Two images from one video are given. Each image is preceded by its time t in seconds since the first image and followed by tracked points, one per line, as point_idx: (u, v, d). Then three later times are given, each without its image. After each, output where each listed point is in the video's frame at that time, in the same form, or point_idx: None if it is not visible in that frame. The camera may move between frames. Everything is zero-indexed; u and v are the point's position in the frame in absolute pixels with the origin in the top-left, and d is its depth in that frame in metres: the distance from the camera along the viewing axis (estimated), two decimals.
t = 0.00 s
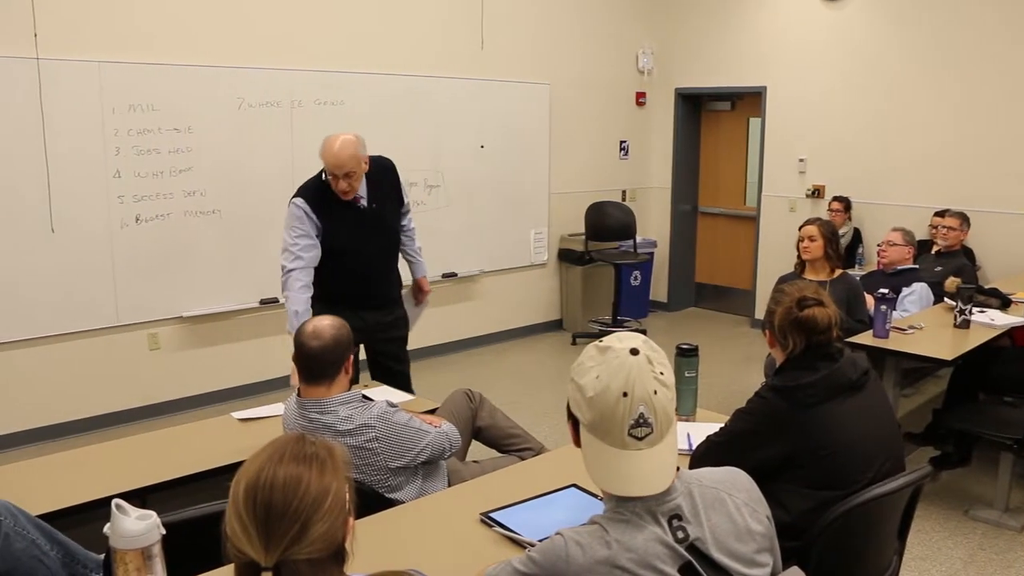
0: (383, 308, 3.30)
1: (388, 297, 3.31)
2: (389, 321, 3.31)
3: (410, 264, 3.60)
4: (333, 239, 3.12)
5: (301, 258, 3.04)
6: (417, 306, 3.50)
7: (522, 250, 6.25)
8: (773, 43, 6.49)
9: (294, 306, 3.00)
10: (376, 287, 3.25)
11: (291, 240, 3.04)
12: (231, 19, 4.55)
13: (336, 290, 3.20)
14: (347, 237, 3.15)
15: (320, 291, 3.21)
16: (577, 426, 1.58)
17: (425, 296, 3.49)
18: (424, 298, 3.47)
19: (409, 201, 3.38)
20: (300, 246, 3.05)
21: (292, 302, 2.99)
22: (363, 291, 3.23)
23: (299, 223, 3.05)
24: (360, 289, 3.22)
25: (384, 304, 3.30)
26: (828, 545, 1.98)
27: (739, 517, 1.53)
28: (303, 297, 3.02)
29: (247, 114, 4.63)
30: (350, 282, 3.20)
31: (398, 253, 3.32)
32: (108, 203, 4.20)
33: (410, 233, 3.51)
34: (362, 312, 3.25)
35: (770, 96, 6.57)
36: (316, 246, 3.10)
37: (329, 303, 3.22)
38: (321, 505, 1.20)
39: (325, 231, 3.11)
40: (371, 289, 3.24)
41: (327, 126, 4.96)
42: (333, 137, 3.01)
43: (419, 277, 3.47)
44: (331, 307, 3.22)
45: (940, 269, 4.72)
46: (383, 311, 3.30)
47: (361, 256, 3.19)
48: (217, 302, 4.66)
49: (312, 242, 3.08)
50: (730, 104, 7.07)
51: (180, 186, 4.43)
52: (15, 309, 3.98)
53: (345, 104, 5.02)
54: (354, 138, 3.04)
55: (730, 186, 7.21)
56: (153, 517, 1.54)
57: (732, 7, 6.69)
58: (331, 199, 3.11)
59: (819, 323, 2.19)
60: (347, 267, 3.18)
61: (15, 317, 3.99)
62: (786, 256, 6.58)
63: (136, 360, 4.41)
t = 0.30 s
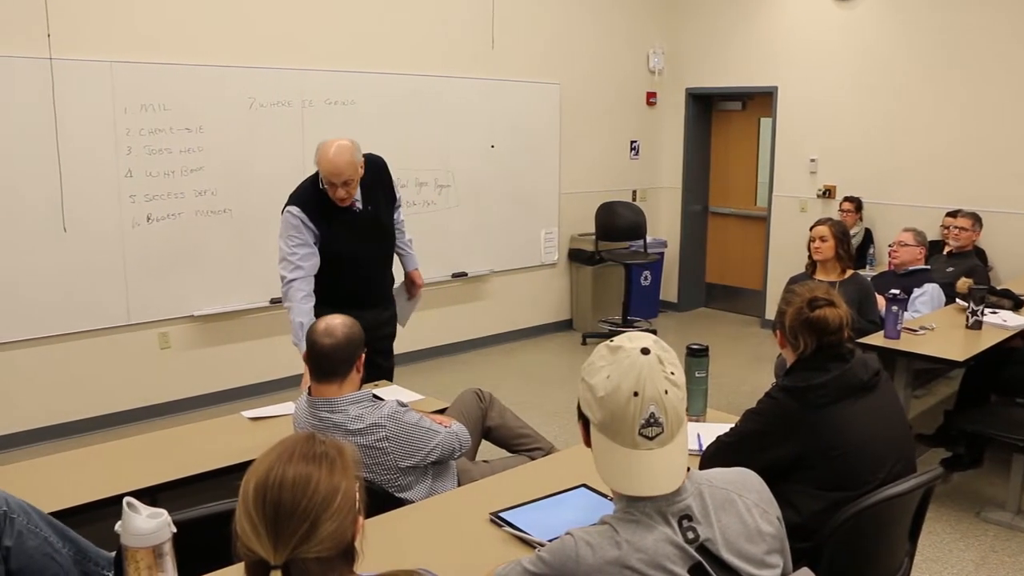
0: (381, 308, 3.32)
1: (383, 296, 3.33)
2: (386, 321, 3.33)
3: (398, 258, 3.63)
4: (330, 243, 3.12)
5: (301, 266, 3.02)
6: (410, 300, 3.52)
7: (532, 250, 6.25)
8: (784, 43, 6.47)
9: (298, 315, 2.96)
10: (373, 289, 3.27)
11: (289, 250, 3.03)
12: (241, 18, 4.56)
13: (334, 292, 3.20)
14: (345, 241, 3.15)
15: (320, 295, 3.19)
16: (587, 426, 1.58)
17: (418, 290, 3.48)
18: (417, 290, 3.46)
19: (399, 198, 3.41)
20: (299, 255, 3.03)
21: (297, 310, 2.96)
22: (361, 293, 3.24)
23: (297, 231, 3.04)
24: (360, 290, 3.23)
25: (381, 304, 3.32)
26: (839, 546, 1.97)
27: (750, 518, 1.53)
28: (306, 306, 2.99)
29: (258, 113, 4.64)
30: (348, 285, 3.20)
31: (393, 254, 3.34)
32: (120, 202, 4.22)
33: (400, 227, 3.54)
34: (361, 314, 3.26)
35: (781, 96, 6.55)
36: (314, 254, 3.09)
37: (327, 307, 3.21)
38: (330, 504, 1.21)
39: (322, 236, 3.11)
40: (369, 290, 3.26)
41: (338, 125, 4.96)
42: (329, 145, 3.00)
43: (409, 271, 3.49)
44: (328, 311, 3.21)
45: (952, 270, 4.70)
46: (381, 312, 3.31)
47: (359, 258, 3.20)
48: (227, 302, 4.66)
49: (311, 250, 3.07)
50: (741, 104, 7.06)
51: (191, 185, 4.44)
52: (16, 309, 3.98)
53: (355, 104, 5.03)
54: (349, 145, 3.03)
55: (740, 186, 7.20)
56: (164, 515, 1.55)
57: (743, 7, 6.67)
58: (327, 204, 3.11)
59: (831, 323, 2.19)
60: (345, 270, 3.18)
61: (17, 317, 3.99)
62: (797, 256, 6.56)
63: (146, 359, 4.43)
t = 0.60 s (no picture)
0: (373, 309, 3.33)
1: (376, 295, 3.33)
2: (378, 321, 3.33)
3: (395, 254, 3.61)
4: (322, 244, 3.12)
5: (291, 266, 3.04)
6: (410, 298, 3.50)
7: (531, 250, 6.25)
8: (784, 43, 6.47)
9: (289, 315, 2.96)
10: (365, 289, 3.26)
11: (278, 250, 3.04)
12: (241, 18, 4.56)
13: (325, 292, 3.20)
14: (338, 241, 3.15)
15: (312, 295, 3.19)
16: (587, 426, 1.58)
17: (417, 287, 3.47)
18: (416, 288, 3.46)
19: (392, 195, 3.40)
20: (290, 254, 3.05)
21: (287, 310, 2.96)
22: (353, 293, 3.24)
23: (287, 230, 3.05)
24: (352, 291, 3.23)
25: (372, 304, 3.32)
26: (838, 546, 1.97)
27: (749, 518, 1.53)
28: (297, 306, 2.99)
29: (258, 113, 4.63)
30: (340, 284, 3.20)
31: (386, 255, 3.34)
32: (119, 202, 4.22)
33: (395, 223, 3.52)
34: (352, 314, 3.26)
35: (781, 95, 6.55)
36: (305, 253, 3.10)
37: (318, 307, 3.21)
38: (327, 505, 1.21)
39: (314, 235, 3.10)
40: (361, 290, 3.26)
41: (338, 125, 4.96)
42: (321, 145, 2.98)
43: (407, 266, 3.48)
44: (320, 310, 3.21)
45: (952, 270, 4.69)
46: (373, 312, 3.31)
47: (352, 259, 3.20)
48: (225, 301, 4.66)
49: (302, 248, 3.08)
50: (741, 104, 7.06)
51: (191, 185, 4.44)
52: (14, 310, 3.97)
53: (356, 104, 5.02)
54: (342, 145, 3.02)
55: (740, 186, 7.20)
56: (163, 515, 1.55)
57: (744, 7, 6.67)
58: (320, 203, 3.10)
59: (832, 324, 2.18)
60: (336, 270, 3.18)
61: (17, 317, 3.98)
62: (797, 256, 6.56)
63: (145, 359, 4.42)
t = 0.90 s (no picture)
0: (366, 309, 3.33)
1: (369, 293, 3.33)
2: (370, 322, 3.33)
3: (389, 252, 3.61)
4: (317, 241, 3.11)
5: (282, 266, 3.03)
6: (407, 296, 3.48)
7: (527, 251, 6.25)
8: (779, 43, 6.47)
9: (281, 315, 3.02)
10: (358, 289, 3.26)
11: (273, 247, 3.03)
12: (236, 17, 4.55)
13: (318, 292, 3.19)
14: (333, 239, 3.14)
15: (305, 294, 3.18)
16: (583, 426, 1.59)
17: (414, 284, 3.45)
18: (412, 285, 3.44)
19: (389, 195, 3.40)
20: (281, 254, 3.03)
21: (278, 311, 3.01)
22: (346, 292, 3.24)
23: (281, 229, 3.03)
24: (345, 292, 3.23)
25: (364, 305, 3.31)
26: (834, 546, 1.97)
27: (745, 517, 1.53)
28: (289, 305, 3.04)
29: (253, 113, 4.63)
30: (334, 283, 3.20)
31: (379, 254, 3.34)
32: (115, 202, 4.21)
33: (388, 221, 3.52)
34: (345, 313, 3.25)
35: (777, 95, 6.56)
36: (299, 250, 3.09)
37: (311, 305, 3.20)
38: (322, 505, 1.20)
39: (310, 233, 3.10)
40: (353, 290, 3.25)
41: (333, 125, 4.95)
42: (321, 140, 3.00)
43: (402, 262, 3.47)
44: (312, 310, 3.20)
45: (948, 270, 4.70)
46: (365, 311, 3.31)
47: (346, 258, 3.19)
48: (222, 302, 4.66)
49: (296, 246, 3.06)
50: (736, 104, 7.07)
51: (187, 184, 4.43)
52: (12, 310, 3.97)
53: (351, 103, 5.02)
54: (343, 141, 3.04)
55: (736, 186, 7.20)
56: (159, 516, 1.55)
57: (739, 7, 6.67)
58: (316, 200, 3.10)
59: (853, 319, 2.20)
60: (330, 268, 3.18)
61: (14, 318, 3.98)
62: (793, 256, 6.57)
63: (140, 359, 4.42)
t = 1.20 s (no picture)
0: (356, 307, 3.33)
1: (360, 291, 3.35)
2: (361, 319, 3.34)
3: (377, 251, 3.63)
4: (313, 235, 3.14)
5: (273, 251, 3.08)
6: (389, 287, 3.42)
7: (519, 250, 6.26)
8: (770, 43, 6.49)
9: (287, 292, 3.09)
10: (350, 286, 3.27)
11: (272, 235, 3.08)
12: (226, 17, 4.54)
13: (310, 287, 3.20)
14: (331, 232, 3.17)
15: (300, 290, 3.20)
16: (574, 426, 1.59)
17: (398, 277, 3.41)
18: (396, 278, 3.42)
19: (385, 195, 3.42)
20: (272, 240, 3.08)
21: (284, 288, 3.07)
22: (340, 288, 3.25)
23: (272, 216, 3.07)
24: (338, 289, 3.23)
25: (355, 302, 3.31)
26: (825, 545, 1.97)
27: (736, 517, 1.53)
28: (292, 279, 3.11)
29: (244, 113, 4.62)
30: (326, 278, 3.22)
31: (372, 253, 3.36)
32: (106, 202, 4.20)
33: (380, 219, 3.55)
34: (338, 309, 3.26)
35: (768, 95, 6.57)
36: (295, 237, 3.13)
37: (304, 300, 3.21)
38: (314, 506, 1.20)
39: (307, 225, 3.13)
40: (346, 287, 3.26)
41: (324, 125, 4.94)
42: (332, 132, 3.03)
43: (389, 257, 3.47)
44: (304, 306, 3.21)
45: (937, 269, 4.71)
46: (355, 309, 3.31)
47: (342, 252, 3.22)
48: (213, 302, 4.65)
49: (289, 230, 3.11)
50: (727, 104, 7.08)
51: (178, 185, 4.42)
52: (11, 309, 3.97)
53: (342, 104, 5.02)
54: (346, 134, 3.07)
55: (728, 186, 7.21)
56: (150, 517, 1.54)
57: (730, 7, 6.69)
58: (314, 193, 3.13)
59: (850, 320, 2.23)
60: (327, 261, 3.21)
61: (13, 317, 3.99)
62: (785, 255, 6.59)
63: (132, 360, 4.40)
